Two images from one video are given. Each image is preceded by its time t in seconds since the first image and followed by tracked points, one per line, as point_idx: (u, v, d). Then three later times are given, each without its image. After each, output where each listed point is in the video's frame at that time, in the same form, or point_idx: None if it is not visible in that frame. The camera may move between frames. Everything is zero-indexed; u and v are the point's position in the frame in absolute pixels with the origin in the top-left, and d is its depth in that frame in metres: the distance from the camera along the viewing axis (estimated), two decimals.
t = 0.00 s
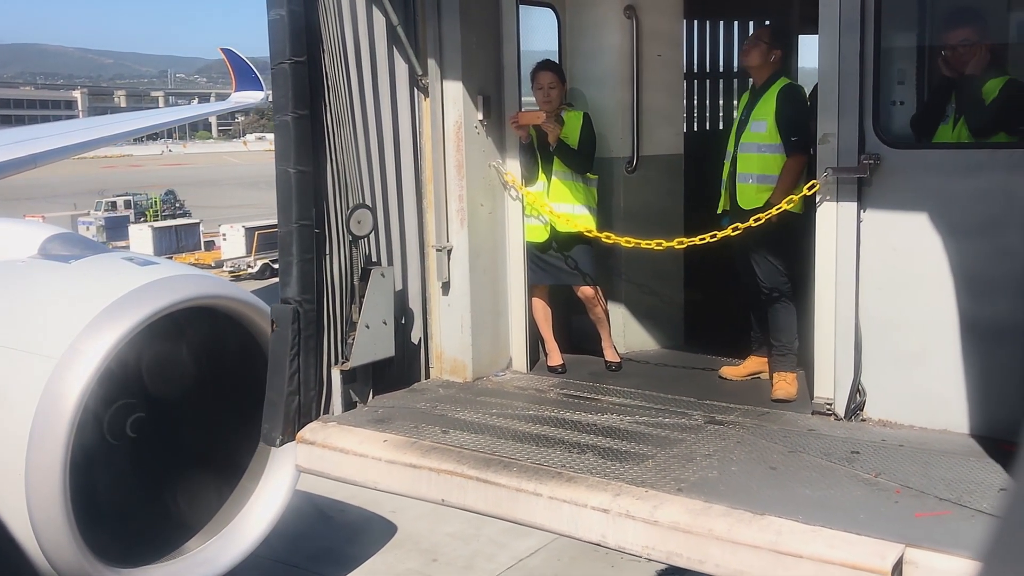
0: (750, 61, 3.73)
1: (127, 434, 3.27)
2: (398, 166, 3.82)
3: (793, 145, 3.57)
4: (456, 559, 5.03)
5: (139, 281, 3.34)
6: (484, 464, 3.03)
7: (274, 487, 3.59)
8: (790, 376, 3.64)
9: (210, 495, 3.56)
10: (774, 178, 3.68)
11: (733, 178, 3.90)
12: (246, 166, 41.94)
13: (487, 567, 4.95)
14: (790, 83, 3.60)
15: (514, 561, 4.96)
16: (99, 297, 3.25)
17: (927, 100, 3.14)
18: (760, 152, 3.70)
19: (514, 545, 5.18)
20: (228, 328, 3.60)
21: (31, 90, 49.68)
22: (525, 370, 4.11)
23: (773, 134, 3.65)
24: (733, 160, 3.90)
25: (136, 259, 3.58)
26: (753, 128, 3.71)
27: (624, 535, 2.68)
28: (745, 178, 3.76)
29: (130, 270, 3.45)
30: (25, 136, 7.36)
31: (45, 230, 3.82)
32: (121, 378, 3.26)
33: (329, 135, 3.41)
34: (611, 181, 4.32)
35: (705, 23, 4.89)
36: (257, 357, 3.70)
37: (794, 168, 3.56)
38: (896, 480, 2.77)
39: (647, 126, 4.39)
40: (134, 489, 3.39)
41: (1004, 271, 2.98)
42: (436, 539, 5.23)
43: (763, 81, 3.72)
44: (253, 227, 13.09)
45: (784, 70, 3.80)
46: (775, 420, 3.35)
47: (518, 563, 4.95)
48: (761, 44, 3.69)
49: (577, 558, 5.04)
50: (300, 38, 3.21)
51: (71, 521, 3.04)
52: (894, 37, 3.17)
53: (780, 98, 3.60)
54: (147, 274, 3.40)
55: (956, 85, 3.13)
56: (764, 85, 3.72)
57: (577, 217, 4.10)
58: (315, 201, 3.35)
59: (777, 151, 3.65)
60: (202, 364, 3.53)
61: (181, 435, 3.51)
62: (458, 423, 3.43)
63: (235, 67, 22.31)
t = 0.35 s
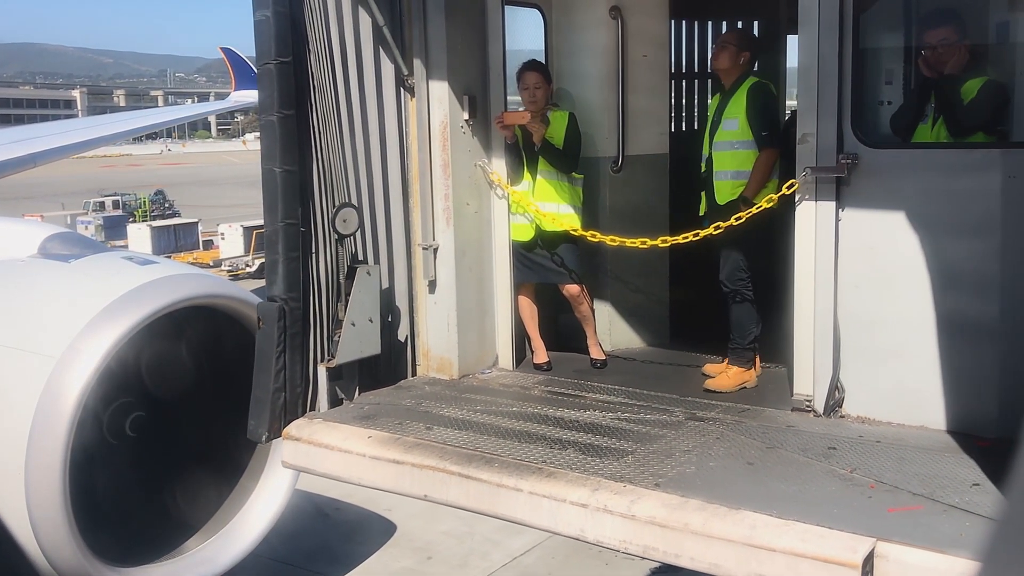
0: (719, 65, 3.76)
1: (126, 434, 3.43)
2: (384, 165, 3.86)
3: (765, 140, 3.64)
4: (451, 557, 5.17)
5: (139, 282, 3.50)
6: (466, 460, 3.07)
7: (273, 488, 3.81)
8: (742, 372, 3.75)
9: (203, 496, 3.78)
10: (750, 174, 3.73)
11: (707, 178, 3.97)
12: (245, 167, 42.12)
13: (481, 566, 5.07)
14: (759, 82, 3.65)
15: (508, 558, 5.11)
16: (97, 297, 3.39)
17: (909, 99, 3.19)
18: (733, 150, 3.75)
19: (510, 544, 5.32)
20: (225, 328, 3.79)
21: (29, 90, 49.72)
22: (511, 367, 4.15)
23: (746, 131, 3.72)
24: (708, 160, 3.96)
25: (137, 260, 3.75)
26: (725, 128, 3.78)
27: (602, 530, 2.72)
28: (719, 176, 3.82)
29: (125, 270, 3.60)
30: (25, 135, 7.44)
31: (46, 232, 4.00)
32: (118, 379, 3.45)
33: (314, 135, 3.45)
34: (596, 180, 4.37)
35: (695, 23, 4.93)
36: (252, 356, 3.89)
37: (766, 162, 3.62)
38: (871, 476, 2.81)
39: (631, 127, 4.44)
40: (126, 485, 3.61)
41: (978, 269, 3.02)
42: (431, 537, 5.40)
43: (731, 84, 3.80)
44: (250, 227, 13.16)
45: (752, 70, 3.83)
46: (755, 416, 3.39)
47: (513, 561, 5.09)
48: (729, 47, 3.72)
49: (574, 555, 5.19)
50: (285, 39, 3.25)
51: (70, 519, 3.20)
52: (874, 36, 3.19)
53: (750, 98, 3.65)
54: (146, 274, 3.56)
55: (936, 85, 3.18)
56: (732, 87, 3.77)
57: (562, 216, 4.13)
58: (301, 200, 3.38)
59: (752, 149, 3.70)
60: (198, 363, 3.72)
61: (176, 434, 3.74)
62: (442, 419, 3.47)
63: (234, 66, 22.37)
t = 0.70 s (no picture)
0: (700, 68, 3.81)
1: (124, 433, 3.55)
2: (372, 165, 3.89)
3: (747, 143, 3.69)
4: (445, 556, 5.28)
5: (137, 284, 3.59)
6: (450, 457, 3.10)
7: (273, 489, 3.89)
8: (715, 367, 3.87)
9: (204, 498, 3.87)
10: (728, 176, 3.78)
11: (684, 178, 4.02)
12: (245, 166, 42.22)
13: (475, 565, 5.15)
14: (741, 85, 3.71)
15: (503, 558, 5.21)
16: (96, 297, 3.50)
17: (891, 100, 3.22)
18: (712, 151, 3.80)
19: (504, 544, 5.40)
20: (223, 328, 3.85)
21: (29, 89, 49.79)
22: (498, 366, 4.18)
23: (725, 133, 3.76)
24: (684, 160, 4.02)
25: (136, 260, 3.89)
26: (704, 129, 3.82)
27: (582, 526, 2.75)
28: (698, 176, 3.85)
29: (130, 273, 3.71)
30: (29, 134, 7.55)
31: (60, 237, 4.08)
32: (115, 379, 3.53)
33: (302, 135, 3.48)
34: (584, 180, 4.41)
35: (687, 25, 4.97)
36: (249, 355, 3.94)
37: (744, 165, 3.68)
38: (848, 473, 2.84)
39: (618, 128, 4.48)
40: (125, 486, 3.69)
41: (956, 270, 3.06)
42: (427, 536, 5.52)
43: (712, 86, 3.84)
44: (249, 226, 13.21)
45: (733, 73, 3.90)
46: (738, 414, 3.43)
47: (507, 559, 5.22)
48: (710, 50, 3.77)
49: (570, 553, 5.27)
50: (272, 40, 3.27)
51: (70, 520, 3.31)
52: (855, 40, 3.23)
53: (733, 99, 3.70)
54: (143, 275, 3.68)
55: (917, 87, 3.21)
56: (712, 90, 3.82)
57: (549, 216, 4.21)
58: (288, 200, 3.41)
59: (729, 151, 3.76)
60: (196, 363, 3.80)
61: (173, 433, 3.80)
62: (427, 417, 3.51)
63: (233, 66, 22.42)
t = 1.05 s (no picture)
0: (683, 70, 3.86)
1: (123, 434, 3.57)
2: (361, 166, 3.92)
3: (732, 146, 3.73)
4: (441, 555, 5.33)
5: (134, 285, 3.63)
6: (435, 455, 3.13)
7: (274, 488, 3.96)
8: (700, 366, 3.90)
9: (204, 499, 3.90)
10: (711, 179, 3.82)
11: (666, 177, 4.05)
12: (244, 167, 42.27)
13: (470, 564, 5.19)
14: (726, 88, 3.77)
15: (498, 557, 5.27)
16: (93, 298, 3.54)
17: (875, 100, 3.25)
18: (696, 152, 3.84)
19: (499, 543, 5.45)
20: (221, 328, 3.90)
21: (28, 90, 49.83)
22: (487, 365, 4.21)
23: (710, 135, 3.79)
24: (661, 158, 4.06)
25: (135, 259, 3.96)
26: (689, 130, 3.85)
27: (564, 523, 2.78)
28: (681, 178, 3.88)
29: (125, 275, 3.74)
30: (28, 136, 7.60)
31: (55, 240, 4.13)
32: (116, 380, 3.55)
33: (290, 136, 3.50)
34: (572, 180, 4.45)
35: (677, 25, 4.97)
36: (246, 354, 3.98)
37: (729, 169, 3.74)
38: (829, 470, 2.87)
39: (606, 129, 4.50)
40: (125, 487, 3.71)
41: (936, 269, 3.09)
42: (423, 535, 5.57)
43: (696, 87, 3.91)
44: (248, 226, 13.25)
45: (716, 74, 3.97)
46: (722, 413, 3.46)
47: (504, 558, 5.27)
48: (693, 52, 3.83)
49: (564, 552, 5.32)
50: (260, 42, 3.28)
51: (70, 521, 3.34)
52: (836, 40, 3.26)
53: (718, 102, 3.76)
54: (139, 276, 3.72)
55: (900, 88, 3.24)
56: (696, 91, 3.89)
57: (536, 216, 4.22)
58: (276, 200, 3.43)
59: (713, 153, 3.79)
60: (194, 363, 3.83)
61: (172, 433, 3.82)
62: (414, 415, 3.54)
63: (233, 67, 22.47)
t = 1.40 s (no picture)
0: (669, 71, 3.90)
1: (122, 433, 3.66)
2: (350, 166, 3.94)
3: (719, 148, 3.78)
4: (437, 555, 5.37)
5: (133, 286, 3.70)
6: (420, 453, 3.15)
7: (273, 487, 4.06)
8: (687, 365, 3.93)
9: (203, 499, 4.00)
10: (698, 180, 3.84)
11: (651, 178, 4.07)
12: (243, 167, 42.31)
13: (466, 563, 5.23)
14: (711, 90, 3.81)
15: (494, 556, 5.30)
16: (89, 299, 3.61)
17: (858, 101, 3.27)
18: (683, 153, 3.86)
19: (495, 543, 5.49)
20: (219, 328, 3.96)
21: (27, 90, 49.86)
22: (475, 364, 4.24)
23: (696, 136, 3.82)
24: (646, 159, 4.06)
25: (134, 260, 4.04)
26: (675, 130, 3.88)
27: (547, 520, 2.80)
28: (668, 179, 3.90)
29: (121, 276, 3.81)
30: (27, 138, 7.65)
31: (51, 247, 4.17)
32: (115, 381, 3.61)
33: (278, 136, 3.52)
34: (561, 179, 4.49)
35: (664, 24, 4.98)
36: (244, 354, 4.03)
37: (716, 170, 3.79)
38: (809, 468, 2.89)
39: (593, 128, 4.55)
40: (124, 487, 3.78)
41: (917, 268, 3.11)
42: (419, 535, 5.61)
43: (680, 88, 3.93)
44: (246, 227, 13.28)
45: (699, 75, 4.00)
46: (706, 411, 3.49)
47: (499, 558, 5.30)
48: (678, 54, 3.87)
49: (559, 551, 5.36)
50: (247, 43, 3.29)
51: (69, 522, 3.44)
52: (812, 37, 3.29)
53: (704, 103, 3.80)
54: (135, 278, 3.78)
55: (884, 89, 3.26)
56: (681, 93, 3.92)
57: (524, 215, 4.26)
58: (263, 200, 3.44)
59: (700, 155, 3.82)
60: (195, 365, 3.89)
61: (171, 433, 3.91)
62: (401, 414, 3.56)
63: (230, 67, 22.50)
